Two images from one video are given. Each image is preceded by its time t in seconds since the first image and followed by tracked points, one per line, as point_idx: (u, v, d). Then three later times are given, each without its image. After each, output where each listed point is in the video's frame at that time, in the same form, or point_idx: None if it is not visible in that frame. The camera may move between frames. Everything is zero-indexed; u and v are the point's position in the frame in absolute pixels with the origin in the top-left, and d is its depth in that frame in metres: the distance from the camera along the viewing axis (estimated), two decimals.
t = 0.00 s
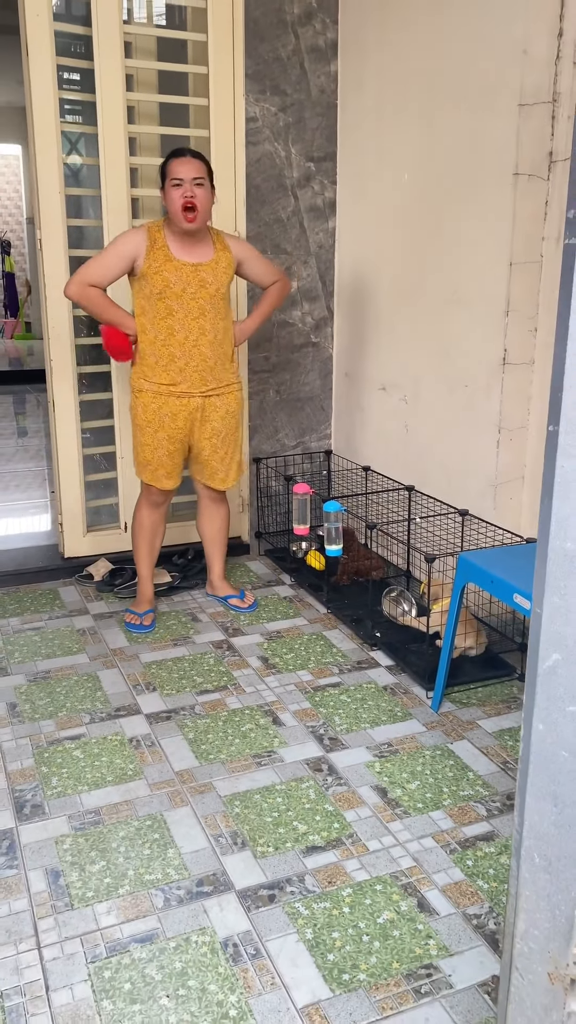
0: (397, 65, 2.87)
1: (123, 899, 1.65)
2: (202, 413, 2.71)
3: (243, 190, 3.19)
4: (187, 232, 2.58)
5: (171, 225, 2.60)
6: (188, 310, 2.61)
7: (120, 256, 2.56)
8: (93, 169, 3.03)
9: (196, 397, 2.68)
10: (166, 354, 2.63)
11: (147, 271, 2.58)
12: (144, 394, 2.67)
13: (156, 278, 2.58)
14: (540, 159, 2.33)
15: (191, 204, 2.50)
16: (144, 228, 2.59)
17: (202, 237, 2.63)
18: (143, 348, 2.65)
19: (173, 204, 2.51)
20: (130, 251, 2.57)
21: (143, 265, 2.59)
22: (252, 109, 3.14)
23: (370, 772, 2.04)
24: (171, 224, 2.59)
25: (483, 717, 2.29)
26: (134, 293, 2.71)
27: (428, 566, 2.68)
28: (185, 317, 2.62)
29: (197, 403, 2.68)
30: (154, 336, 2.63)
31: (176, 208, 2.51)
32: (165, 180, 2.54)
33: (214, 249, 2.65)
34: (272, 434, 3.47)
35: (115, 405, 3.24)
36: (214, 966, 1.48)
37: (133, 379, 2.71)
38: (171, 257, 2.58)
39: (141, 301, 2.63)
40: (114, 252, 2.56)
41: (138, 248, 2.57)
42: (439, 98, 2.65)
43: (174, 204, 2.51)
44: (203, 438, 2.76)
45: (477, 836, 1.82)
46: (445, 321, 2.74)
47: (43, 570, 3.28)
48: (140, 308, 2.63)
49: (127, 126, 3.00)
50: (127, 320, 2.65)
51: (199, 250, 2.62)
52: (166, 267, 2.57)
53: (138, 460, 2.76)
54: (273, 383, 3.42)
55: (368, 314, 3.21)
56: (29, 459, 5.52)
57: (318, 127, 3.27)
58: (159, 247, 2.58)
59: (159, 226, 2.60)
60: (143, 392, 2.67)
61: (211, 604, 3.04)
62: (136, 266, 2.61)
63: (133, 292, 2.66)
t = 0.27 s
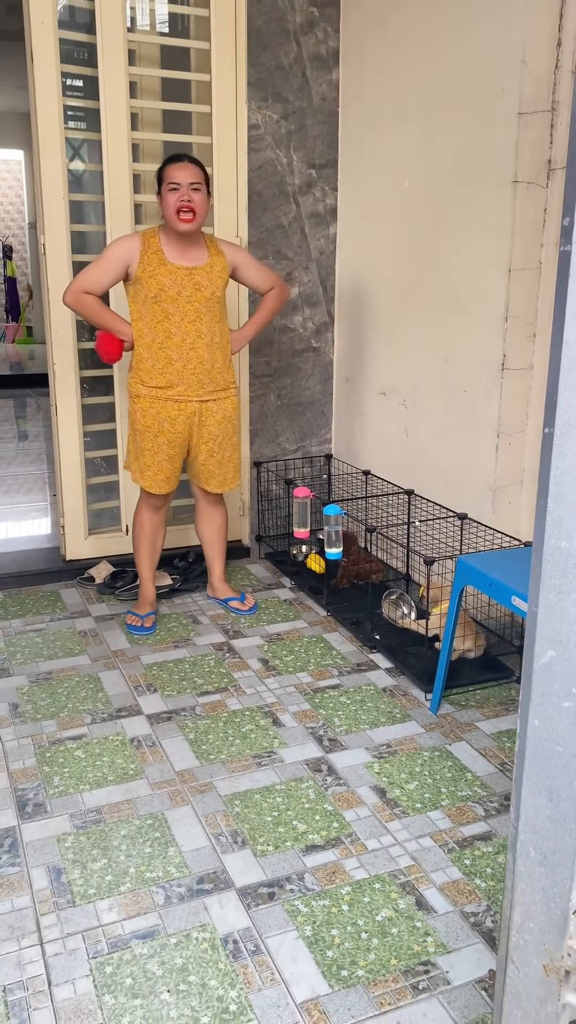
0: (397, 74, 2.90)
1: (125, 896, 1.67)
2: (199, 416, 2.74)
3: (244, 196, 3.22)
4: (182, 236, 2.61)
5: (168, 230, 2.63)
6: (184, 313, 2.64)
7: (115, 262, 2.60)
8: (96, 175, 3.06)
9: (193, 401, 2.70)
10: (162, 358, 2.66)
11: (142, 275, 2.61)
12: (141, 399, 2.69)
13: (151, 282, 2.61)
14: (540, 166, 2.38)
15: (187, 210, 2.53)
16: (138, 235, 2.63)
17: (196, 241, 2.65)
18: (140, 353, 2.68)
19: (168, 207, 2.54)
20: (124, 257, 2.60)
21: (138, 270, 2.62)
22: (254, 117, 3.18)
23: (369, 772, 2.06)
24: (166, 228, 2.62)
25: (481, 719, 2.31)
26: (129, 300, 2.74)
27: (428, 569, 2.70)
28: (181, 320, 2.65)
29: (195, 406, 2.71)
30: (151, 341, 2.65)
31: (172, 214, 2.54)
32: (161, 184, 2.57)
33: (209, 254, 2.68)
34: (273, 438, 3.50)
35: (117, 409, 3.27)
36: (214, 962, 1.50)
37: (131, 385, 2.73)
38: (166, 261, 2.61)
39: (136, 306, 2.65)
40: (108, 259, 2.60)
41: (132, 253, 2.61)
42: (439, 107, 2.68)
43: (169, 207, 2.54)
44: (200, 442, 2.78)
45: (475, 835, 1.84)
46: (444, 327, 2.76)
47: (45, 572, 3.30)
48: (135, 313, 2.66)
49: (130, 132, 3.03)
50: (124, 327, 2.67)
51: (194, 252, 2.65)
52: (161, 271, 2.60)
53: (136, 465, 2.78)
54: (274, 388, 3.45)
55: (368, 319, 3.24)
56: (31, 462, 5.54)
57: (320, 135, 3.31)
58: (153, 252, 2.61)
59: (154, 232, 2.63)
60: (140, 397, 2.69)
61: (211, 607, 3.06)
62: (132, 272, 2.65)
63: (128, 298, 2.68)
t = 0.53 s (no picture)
0: (400, 83, 2.92)
1: (127, 898, 1.68)
2: (201, 422, 2.76)
3: (247, 204, 3.25)
4: (183, 243, 2.64)
5: (168, 236, 2.65)
6: (186, 319, 2.66)
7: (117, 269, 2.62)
8: (100, 181, 3.08)
9: (195, 407, 2.72)
10: (165, 364, 2.68)
11: (143, 282, 2.63)
12: (144, 404, 2.71)
13: (153, 288, 2.63)
14: (540, 175, 2.40)
15: (191, 218, 2.56)
16: (139, 242, 2.64)
17: (197, 248, 2.68)
18: (142, 359, 2.70)
19: (171, 215, 2.57)
20: (126, 264, 2.62)
21: (139, 276, 2.63)
22: (257, 125, 3.20)
23: (369, 776, 2.08)
24: (167, 235, 2.65)
25: (480, 723, 2.33)
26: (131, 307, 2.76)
27: (428, 574, 2.72)
28: (183, 327, 2.67)
29: (197, 412, 2.73)
30: (153, 347, 2.67)
31: (175, 222, 2.56)
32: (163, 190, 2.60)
33: (209, 261, 2.71)
34: (274, 443, 3.52)
35: (120, 414, 3.29)
36: (216, 963, 1.52)
37: (133, 391, 2.75)
38: (168, 268, 2.63)
39: (138, 312, 2.67)
40: (110, 266, 2.62)
41: (134, 260, 2.62)
42: (441, 116, 2.71)
43: (173, 214, 2.56)
44: (201, 447, 2.80)
45: (474, 839, 1.85)
46: (446, 334, 2.78)
47: (47, 575, 3.32)
48: (138, 319, 2.68)
49: (135, 140, 3.06)
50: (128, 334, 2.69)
51: (194, 259, 2.67)
52: (163, 277, 2.63)
53: (138, 470, 2.80)
54: (276, 393, 3.47)
55: (370, 326, 3.26)
56: (34, 467, 5.57)
57: (322, 143, 3.33)
58: (154, 259, 2.63)
59: (154, 239, 2.65)
60: (143, 403, 2.71)
61: (213, 611, 3.08)
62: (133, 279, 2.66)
63: (130, 304, 2.70)
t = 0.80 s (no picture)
0: (402, 92, 2.94)
1: (127, 901, 1.69)
2: (205, 428, 2.78)
3: (250, 213, 3.28)
4: (188, 250, 2.66)
5: (171, 243, 2.67)
6: (191, 326, 2.69)
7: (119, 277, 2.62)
8: (105, 188, 3.11)
9: (200, 413, 2.74)
10: (169, 371, 2.70)
11: (147, 289, 2.65)
12: (148, 411, 2.72)
13: (157, 295, 2.65)
14: (542, 184, 2.42)
15: (199, 226, 2.58)
16: (141, 249, 2.65)
17: (200, 256, 2.71)
18: (146, 366, 2.70)
19: (180, 222, 2.58)
20: (129, 272, 2.62)
21: (143, 284, 2.64)
22: (261, 133, 3.22)
23: (369, 781, 2.09)
24: (170, 242, 2.66)
25: (480, 729, 2.34)
26: (133, 314, 2.77)
27: (429, 580, 2.73)
28: (188, 334, 2.69)
29: (201, 418, 2.75)
30: (158, 354, 2.69)
31: (183, 230, 2.58)
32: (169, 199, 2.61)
33: (211, 268, 2.74)
34: (276, 449, 3.54)
35: (123, 419, 3.32)
36: (215, 966, 1.53)
37: (136, 397, 2.76)
38: (172, 275, 2.65)
39: (143, 320, 2.68)
40: (113, 274, 2.62)
41: (137, 268, 2.63)
42: (443, 126, 2.72)
43: (181, 224, 2.58)
44: (205, 453, 2.82)
45: (474, 844, 1.86)
46: (447, 342, 2.80)
47: (50, 579, 3.33)
48: (142, 327, 2.69)
49: (139, 148, 3.09)
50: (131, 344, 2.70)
51: (197, 267, 2.70)
52: (167, 285, 2.64)
53: (142, 476, 2.81)
54: (278, 399, 3.49)
55: (372, 333, 3.28)
56: (37, 471, 5.59)
57: (325, 151, 3.35)
58: (158, 266, 2.64)
59: (156, 247, 2.66)
60: (147, 409, 2.72)
61: (214, 616, 3.09)
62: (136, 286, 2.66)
63: (133, 312, 2.71)
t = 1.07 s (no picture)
0: (407, 98, 2.95)
1: (128, 904, 1.69)
2: (209, 431, 2.79)
3: (255, 216, 3.28)
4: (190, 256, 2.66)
5: (174, 249, 2.67)
6: (196, 330, 2.70)
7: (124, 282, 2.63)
8: (110, 193, 3.12)
9: (205, 417, 2.75)
10: (175, 375, 2.71)
11: (153, 293, 2.65)
12: (154, 415, 2.72)
13: (163, 300, 2.66)
14: (545, 190, 2.42)
15: (202, 231, 2.59)
16: (146, 254, 2.66)
17: (203, 260, 2.71)
18: (152, 371, 2.71)
19: (184, 227, 2.58)
20: (133, 277, 2.63)
21: (148, 288, 2.65)
22: (265, 138, 3.24)
23: (370, 785, 2.09)
24: (173, 248, 2.67)
25: (481, 734, 2.34)
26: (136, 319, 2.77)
27: (431, 585, 2.73)
28: (193, 338, 2.70)
29: (206, 422, 2.75)
30: (163, 358, 2.70)
31: (187, 235, 2.58)
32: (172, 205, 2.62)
33: (213, 273, 2.75)
34: (279, 453, 3.54)
35: (126, 423, 3.32)
36: (215, 969, 1.53)
37: (141, 402, 2.76)
38: (176, 280, 2.66)
39: (148, 324, 2.68)
40: (117, 280, 2.63)
41: (142, 273, 2.64)
42: (447, 131, 2.73)
43: (185, 229, 2.58)
44: (210, 456, 2.83)
45: (474, 849, 1.86)
46: (450, 347, 2.80)
47: (53, 582, 3.34)
48: (147, 331, 2.69)
49: (144, 153, 3.10)
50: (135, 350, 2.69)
51: (201, 271, 2.71)
52: (173, 289, 2.66)
53: (146, 481, 2.81)
54: (281, 403, 3.49)
55: (375, 338, 3.29)
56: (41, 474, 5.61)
57: (329, 156, 3.36)
58: (163, 271, 2.65)
59: (160, 252, 2.67)
60: (152, 414, 2.72)
61: (216, 619, 3.09)
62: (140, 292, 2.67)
63: (137, 317, 2.70)
